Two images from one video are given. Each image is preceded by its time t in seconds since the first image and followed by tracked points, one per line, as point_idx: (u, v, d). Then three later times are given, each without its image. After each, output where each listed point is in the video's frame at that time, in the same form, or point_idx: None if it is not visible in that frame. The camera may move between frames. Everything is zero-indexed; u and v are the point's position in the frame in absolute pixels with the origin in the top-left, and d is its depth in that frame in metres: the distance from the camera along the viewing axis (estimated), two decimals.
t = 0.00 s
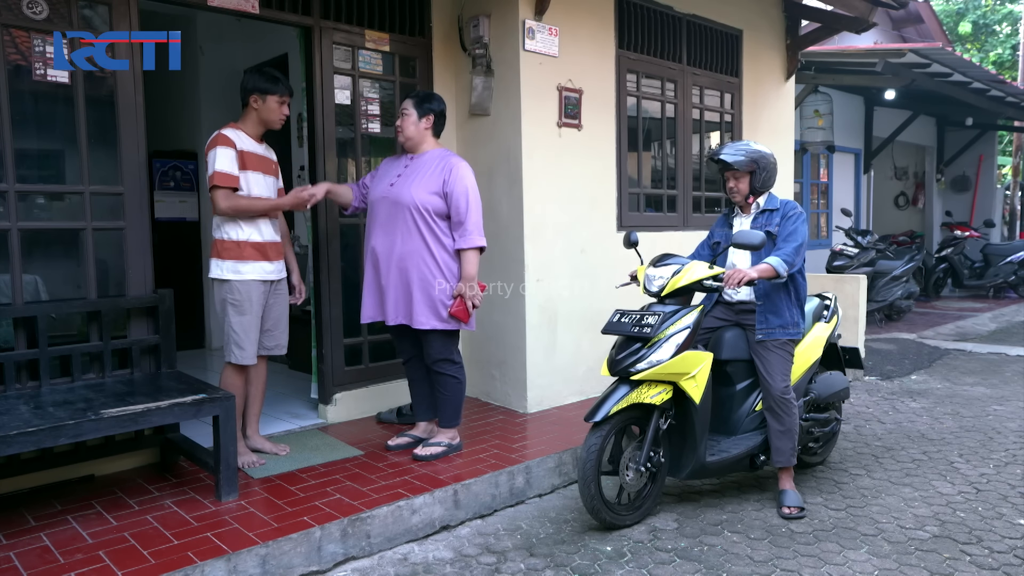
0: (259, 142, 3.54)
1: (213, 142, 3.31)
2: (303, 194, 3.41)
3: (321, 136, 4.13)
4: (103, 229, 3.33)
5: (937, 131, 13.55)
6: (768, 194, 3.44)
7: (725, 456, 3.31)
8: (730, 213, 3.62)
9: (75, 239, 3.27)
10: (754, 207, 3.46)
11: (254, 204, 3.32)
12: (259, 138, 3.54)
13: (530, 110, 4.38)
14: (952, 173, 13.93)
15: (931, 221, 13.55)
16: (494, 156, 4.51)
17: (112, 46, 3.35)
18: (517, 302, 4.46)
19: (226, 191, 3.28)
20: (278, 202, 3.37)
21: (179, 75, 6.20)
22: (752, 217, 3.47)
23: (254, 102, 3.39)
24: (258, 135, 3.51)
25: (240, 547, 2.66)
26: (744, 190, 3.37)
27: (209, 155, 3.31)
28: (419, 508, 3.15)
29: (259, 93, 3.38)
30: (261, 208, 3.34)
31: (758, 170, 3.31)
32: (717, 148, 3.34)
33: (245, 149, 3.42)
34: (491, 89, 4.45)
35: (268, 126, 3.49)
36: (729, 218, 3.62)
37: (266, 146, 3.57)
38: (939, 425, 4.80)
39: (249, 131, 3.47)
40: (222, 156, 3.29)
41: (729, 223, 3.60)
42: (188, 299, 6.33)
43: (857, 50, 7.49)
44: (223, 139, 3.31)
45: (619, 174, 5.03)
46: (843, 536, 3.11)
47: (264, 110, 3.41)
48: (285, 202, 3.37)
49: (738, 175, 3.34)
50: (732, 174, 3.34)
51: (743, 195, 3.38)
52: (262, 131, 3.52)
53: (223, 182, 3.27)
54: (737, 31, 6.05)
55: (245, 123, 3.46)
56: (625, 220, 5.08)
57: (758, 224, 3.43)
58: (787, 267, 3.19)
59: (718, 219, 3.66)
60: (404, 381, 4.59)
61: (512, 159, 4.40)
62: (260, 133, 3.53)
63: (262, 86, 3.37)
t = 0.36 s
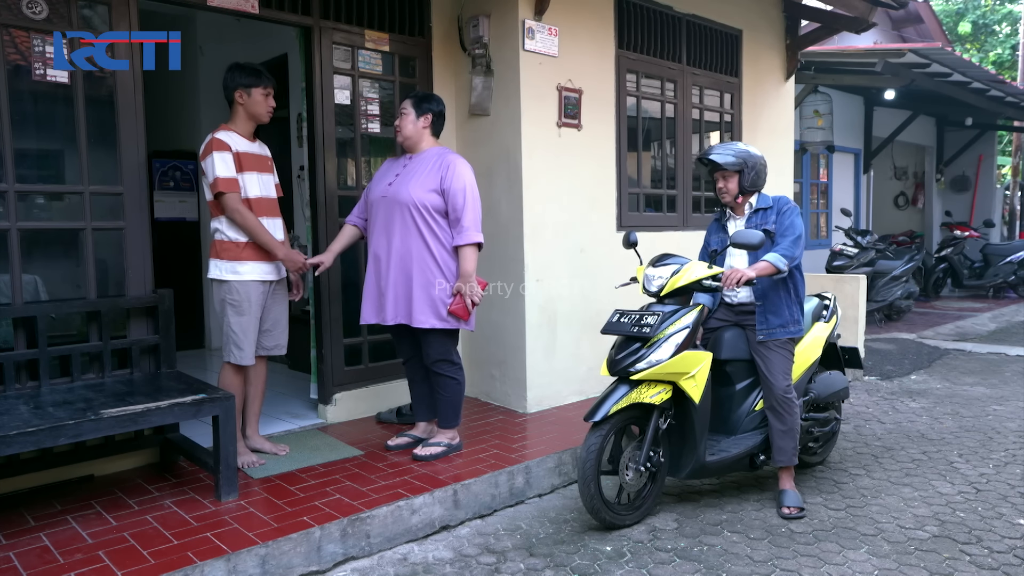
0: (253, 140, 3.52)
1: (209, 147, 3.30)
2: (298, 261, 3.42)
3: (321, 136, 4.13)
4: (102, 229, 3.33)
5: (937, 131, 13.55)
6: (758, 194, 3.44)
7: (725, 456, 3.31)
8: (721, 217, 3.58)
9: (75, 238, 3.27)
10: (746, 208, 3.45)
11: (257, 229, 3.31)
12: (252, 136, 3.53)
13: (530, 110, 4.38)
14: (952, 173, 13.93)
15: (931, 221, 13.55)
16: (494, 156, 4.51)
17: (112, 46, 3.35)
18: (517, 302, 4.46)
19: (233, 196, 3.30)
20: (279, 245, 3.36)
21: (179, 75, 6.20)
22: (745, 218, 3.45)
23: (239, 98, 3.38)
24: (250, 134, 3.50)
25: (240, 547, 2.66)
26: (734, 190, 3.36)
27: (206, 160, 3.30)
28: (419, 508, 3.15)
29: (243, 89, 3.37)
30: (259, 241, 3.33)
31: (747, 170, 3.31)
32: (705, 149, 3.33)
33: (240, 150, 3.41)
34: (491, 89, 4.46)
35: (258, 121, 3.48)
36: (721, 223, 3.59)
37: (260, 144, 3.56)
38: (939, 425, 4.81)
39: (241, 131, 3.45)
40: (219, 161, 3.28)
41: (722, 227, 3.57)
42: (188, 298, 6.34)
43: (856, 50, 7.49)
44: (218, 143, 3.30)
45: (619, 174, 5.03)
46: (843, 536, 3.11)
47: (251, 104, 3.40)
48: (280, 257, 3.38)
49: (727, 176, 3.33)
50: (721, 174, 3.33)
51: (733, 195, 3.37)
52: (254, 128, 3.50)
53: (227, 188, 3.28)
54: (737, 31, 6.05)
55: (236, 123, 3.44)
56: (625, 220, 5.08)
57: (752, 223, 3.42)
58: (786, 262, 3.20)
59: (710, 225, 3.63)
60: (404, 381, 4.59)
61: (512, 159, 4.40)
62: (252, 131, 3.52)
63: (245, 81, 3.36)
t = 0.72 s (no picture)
0: (251, 140, 3.52)
1: (203, 147, 3.31)
2: (248, 289, 3.34)
3: (321, 136, 4.13)
4: (102, 229, 3.33)
5: (936, 131, 13.55)
6: (750, 192, 3.44)
7: (725, 456, 3.31)
8: (712, 219, 3.59)
9: (75, 239, 3.27)
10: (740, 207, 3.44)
11: (224, 236, 3.28)
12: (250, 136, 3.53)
13: (530, 110, 4.38)
14: (952, 173, 13.94)
15: (931, 221, 13.55)
16: (494, 156, 4.51)
17: (112, 46, 3.35)
18: (517, 302, 4.46)
19: (219, 197, 3.29)
20: (237, 262, 3.30)
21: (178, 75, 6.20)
22: (739, 217, 3.45)
23: (237, 96, 3.39)
24: (248, 133, 3.50)
25: (240, 547, 2.67)
26: (730, 189, 3.35)
27: (200, 160, 3.30)
28: (418, 508, 3.15)
29: (240, 88, 3.39)
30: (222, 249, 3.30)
31: (742, 169, 3.33)
32: (699, 149, 3.32)
33: (235, 150, 3.40)
34: (491, 90, 4.46)
35: (256, 120, 3.49)
36: (713, 224, 3.59)
37: (258, 144, 3.56)
38: (939, 425, 4.81)
39: (239, 130, 3.45)
40: (212, 161, 3.28)
41: (715, 227, 3.57)
42: (188, 299, 6.34)
43: (856, 50, 7.48)
44: (213, 143, 3.30)
45: (619, 174, 5.04)
46: (843, 536, 3.11)
47: (248, 103, 3.41)
48: (234, 277, 3.31)
49: (722, 175, 3.32)
50: (716, 174, 3.32)
51: (728, 194, 3.36)
52: (251, 128, 3.50)
53: (215, 189, 3.27)
54: (737, 32, 6.05)
55: (234, 123, 3.45)
56: (625, 220, 5.08)
57: (746, 222, 3.42)
58: (785, 258, 3.20)
59: (701, 227, 3.63)
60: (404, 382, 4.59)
61: (512, 159, 4.40)
62: (250, 131, 3.52)
63: (241, 81, 3.38)
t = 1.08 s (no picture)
0: (246, 140, 3.52)
1: (194, 147, 3.31)
2: (217, 292, 3.26)
3: (321, 137, 4.13)
4: (102, 229, 3.32)
5: (936, 132, 13.55)
6: (752, 190, 3.44)
7: (724, 456, 3.31)
8: (714, 218, 3.60)
9: (74, 239, 3.27)
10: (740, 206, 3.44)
11: (202, 237, 3.26)
12: (245, 136, 3.53)
13: (529, 110, 4.38)
14: (951, 173, 13.95)
15: (931, 221, 13.55)
16: (494, 156, 4.51)
17: (112, 46, 3.35)
18: (518, 302, 4.45)
19: (207, 198, 3.28)
20: (212, 264, 3.26)
21: (178, 75, 6.20)
22: (739, 216, 3.46)
23: (230, 96, 3.39)
24: (244, 133, 3.50)
25: (240, 547, 2.67)
26: (731, 192, 3.36)
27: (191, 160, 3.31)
28: (418, 509, 3.16)
29: (233, 87, 3.39)
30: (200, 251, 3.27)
31: (741, 171, 3.33)
32: (698, 154, 3.32)
33: (228, 150, 3.40)
34: (491, 90, 4.46)
35: (251, 119, 3.49)
36: (714, 223, 3.62)
37: (254, 144, 3.55)
38: (939, 425, 4.81)
39: (234, 131, 3.45)
40: (202, 161, 3.28)
41: (715, 226, 3.59)
42: (188, 299, 6.34)
43: (857, 50, 7.47)
44: (203, 144, 3.29)
45: (619, 174, 5.04)
46: (843, 536, 3.11)
47: (242, 102, 3.41)
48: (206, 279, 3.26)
49: (722, 179, 3.33)
50: (715, 179, 3.33)
51: (730, 196, 3.37)
52: (246, 128, 3.50)
53: (203, 189, 3.25)
54: (737, 32, 6.05)
55: (229, 123, 3.45)
56: (625, 220, 5.08)
57: (746, 221, 3.42)
58: (784, 259, 3.20)
59: (704, 225, 3.65)
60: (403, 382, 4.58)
61: (512, 160, 4.40)
62: (246, 131, 3.52)
63: (235, 80, 3.38)
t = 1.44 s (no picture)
0: (242, 140, 3.52)
1: (191, 149, 3.30)
2: (232, 292, 3.30)
3: (321, 137, 4.14)
4: (101, 229, 3.32)
5: (935, 132, 13.56)
6: (766, 192, 3.44)
7: (725, 457, 3.31)
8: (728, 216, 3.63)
9: (74, 239, 3.27)
10: (751, 207, 3.46)
11: (211, 238, 3.28)
12: (241, 135, 3.52)
13: (529, 110, 4.38)
14: (951, 174, 13.97)
15: (930, 221, 13.56)
16: (493, 156, 4.51)
17: (112, 46, 3.35)
18: (518, 302, 4.45)
19: (208, 200, 3.28)
20: (223, 265, 3.28)
21: (178, 75, 6.20)
22: (750, 216, 3.47)
23: (222, 97, 3.39)
24: (240, 133, 3.49)
25: (240, 547, 2.67)
26: (742, 195, 3.39)
27: (188, 162, 3.30)
28: (418, 509, 3.15)
29: (224, 87, 3.38)
30: (211, 252, 3.30)
31: (752, 173, 3.33)
32: (711, 156, 3.35)
33: (225, 151, 3.40)
34: (491, 90, 4.46)
35: (245, 118, 3.48)
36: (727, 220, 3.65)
37: (250, 143, 3.54)
38: (938, 425, 4.81)
39: (229, 131, 3.44)
40: (200, 163, 3.27)
41: (727, 224, 3.61)
42: (187, 299, 6.35)
43: (856, 50, 7.47)
44: (200, 146, 3.29)
45: (619, 174, 5.04)
46: (842, 536, 3.11)
47: (235, 102, 3.40)
48: (220, 280, 3.29)
49: (735, 183, 3.35)
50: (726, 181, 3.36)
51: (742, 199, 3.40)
52: (241, 128, 3.49)
53: (204, 191, 3.26)
54: (736, 32, 6.05)
55: (224, 123, 3.44)
56: (625, 220, 5.09)
57: (756, 222, 3.44)
58: (789, 271, 3.20)
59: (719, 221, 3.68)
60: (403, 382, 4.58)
61: (511, 160, 4.40)
62: (242, 130, 3.51)
63: (226, 79, 3.38)
